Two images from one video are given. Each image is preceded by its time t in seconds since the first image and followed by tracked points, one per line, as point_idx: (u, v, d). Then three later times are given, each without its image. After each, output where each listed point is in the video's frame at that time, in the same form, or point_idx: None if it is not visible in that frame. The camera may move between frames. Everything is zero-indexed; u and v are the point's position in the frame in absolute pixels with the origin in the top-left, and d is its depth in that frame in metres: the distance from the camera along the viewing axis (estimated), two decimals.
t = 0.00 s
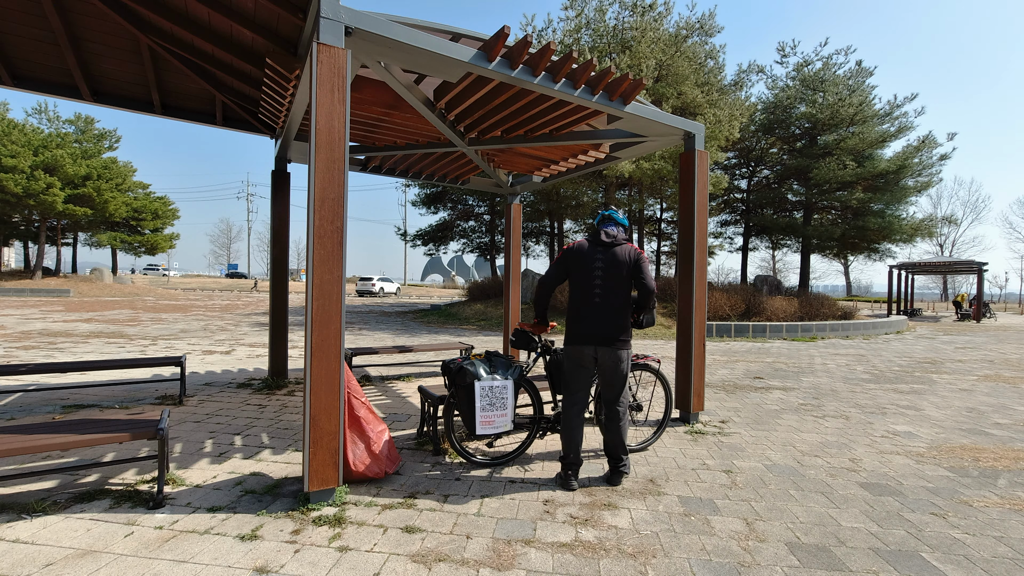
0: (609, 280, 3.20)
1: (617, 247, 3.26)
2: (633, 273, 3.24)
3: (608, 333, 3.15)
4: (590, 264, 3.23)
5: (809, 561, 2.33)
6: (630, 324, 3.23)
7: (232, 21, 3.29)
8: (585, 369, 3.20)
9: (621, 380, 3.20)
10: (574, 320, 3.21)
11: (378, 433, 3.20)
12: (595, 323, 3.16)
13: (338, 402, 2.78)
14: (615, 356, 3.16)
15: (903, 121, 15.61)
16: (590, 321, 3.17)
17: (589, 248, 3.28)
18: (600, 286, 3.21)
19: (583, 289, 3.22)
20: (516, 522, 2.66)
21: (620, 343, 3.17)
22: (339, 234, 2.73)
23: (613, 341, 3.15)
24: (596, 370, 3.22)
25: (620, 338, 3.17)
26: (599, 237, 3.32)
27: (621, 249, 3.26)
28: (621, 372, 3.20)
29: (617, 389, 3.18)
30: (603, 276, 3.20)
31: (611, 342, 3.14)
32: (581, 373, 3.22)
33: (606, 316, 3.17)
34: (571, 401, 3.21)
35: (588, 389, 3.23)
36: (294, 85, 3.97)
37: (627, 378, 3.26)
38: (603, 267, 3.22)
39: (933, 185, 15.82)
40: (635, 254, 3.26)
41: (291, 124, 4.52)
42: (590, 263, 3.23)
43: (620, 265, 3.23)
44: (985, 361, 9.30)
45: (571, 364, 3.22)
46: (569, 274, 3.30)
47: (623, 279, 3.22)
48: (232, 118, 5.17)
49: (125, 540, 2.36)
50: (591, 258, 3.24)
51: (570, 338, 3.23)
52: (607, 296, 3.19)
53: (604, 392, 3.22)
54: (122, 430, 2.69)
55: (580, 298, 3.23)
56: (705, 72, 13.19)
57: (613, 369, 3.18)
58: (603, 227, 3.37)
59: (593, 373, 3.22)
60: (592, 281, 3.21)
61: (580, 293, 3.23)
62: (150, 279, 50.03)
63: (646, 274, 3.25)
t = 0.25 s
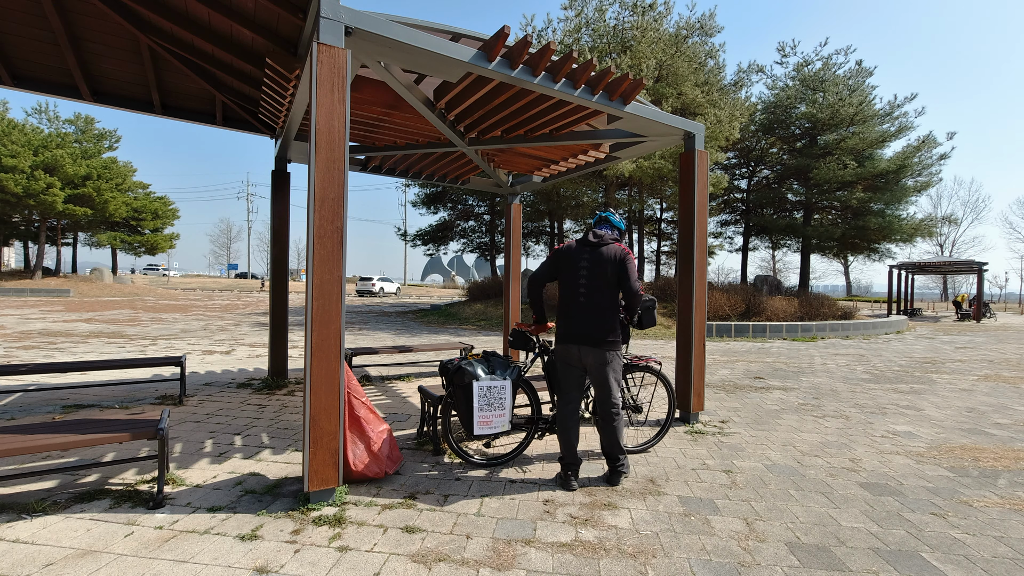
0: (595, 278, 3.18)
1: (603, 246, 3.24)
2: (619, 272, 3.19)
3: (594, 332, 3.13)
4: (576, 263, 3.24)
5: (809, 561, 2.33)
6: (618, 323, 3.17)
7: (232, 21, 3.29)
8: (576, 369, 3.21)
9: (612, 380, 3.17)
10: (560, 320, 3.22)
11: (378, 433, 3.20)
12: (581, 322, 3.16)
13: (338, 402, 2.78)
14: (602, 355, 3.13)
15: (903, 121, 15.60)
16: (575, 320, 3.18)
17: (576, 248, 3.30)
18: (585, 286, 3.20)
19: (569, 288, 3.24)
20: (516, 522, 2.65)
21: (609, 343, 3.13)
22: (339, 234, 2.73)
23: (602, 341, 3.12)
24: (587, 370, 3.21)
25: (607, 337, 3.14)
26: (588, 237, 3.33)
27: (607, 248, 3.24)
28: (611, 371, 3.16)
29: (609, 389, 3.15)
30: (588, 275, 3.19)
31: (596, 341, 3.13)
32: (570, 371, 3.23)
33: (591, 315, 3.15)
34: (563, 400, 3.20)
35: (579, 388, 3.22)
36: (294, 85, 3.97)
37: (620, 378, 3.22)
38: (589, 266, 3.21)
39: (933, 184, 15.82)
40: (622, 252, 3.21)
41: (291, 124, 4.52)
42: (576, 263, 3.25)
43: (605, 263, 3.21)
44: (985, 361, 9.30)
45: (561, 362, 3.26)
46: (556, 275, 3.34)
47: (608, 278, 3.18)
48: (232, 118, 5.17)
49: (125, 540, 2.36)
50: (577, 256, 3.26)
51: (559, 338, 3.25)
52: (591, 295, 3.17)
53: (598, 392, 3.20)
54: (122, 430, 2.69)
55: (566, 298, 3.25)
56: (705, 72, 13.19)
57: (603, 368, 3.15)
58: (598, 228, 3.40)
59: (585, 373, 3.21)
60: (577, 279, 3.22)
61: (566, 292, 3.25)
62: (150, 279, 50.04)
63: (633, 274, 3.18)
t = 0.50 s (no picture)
0: (587, 277, 3.19)
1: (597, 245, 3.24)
2: (612, 269, 3.16)
3: (588, 331, 3.12)
4: (571, 264, 3.29)
5: (809, 561, 2.33)
6: (612, 320, 3.13)
7: (232, 21, 3.28)
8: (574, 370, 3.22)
9: (610, 378, 3.12)
10: (556, 320, 3.27)
11: (377, 433, 3.20)
12: (574, 321, 3.18)
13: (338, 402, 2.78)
14: (598, 353, 3.11)
15: (903, 121, 15.61)
16: (569, 320, 3.21)
17: (573, 249, 3.34)
18: (578, 286, 3.23)
19: (564, 289, 3.29)
20: (516, 522, 2.65)
21: (603, 341, 3.10)
22: (339, 234, 2.73)
23: (595, 339, 3.10)
24: (585, 369, 3.19)
25: (600, 334, 3.11)
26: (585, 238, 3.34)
27: (601, 246, 3.23)
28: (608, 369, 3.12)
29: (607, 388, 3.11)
30: (581, 275, 3.22)
31: (590, 340, 3.11)
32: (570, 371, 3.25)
33: (584, 313, 3.16)
34: (562, 400, 3.21)
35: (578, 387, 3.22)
36: (294, 85, 3.97)
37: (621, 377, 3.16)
38: (582, 266, 3.24)
39: (932, 184, 15.82)
40: (615, 250, 3.19)
41: (291, 124, 4.52)
42: (571, 264, 3.29)
43: (598, 262, 3.21)
44: (985, 361, 9.30)
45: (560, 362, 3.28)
46: (555, 278, 3.41)
47: (601, 276, 3.17)
48: (231, 118, 5.17)
49: (125, 540, 2.36)
50: (572, 257, 3.30)
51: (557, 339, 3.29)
52: (583, 294, 3.18)
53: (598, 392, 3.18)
54: (122, 430, 2.69)
55: (561, 298, 3.30)
56: (705, 72, 13.19)
57: (599, 366, 3.12)
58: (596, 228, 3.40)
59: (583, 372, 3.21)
60: (570, 280, 3.27)
61: (562, 293, 3.31)
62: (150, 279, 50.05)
63: (626, 271, 3.13)
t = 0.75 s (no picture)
0: (590, 278, 3.18)
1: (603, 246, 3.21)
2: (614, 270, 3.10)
3: (588, 330, 3.10)
4: (578, 266, 3.30)
5: (809, 561, 2.33)
6: (613, 320, 3.06)
7: (232, 21, 3.29)
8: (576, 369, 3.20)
9: (611, 379, 3.05)
10: (563, 320, 3.30)
11: (377, 433, 3.19)
12: (577, 321, 3.18)
13: (338, 402, 2.78)
14: (597, 352, 3.07)
15: (903, 121, 15.61)
16: (573, 320, 3.21)
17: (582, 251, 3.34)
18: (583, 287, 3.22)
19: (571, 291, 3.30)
20: (516, 522, 2.65)
21: (602, 341, 3.05)
22: (338, 234, 2.73)
23: (595, 339, 3.06)
24: (588, 369, 3.16)
25: (599, 333, 3.06)
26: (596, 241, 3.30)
27: (606, 247, 3.19)
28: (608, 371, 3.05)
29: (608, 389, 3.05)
30: (585, 276, 3.21)
31: (590, 340, 3.08)
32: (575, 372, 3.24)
33: (585, 313, 3.14)
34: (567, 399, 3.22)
35: (582, 387, 3.20)
36: (294, 85, 3.97)
37: (626, 379, 3.07)
38: (586, 267, 3.23)
39: (932, 184, 15.83)
40: (618, 250, 3.12)
41: (291, 124, 4.52)
42: (578, 266, 3.30)
43: (603, 262, 3.18)
44: (985, 361, 9.30)
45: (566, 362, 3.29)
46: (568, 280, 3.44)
47: (603, 276, 3.13)
48: (232, 118, 5.17)
49: (125, 540, 2.36)
50: (581, 259, 3.31)
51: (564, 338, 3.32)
52: (585, 294, 3.17)
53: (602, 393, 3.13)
54: (122, 430, 2.69)
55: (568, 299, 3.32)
56: (705, 72, 13.19)
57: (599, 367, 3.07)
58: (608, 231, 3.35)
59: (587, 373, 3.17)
60: (576, 281, 3.28)
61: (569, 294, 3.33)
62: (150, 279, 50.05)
63: (627, 273, 3.04)
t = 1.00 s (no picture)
0: (615, 281, 3.14)
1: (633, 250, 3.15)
2: (641, 275, 3.04)
3: (607, 330, 3.06)
4: (605, 266, 3.26)
5: (809, 561, 2.33)
6: (633, 324, 3.02)
7: (232, 21, 3.29)
8: (591, 370, 3.18)
9: (623, 382, 3.03)
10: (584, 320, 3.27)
11: (377, 433, 3.19)
12: (597, 320, 3.14)
13: (338, 402, 2.78)
14: (613, 354, 3.04)
15: (903, 120, 15.60)
16: (593, 319, 3.17)
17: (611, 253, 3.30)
18: (608, 288, 3.17)
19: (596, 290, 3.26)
20: (516, 522, 2.65)
21: (620, 345, 3.02)
22: (338, 234, 2.73)
23: (613, 342, 3.03)
24: (603, 370, 3.13)
25: (617, 335, 3.02)
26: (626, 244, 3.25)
27: (635, 251, 3.14)
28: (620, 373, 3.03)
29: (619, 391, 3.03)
30: (611, 277, 3.16)
31: (607, 340, 3.06)
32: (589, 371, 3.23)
33: (605, 315, 3.10)
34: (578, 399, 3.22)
35: (594, 388, 3.20)
36: (294, 85, 3.97)
37: (637, 384, 3.04)
38: (613, 269, 3.18)
39: (933, 184, 15.82)
40: (648, 255, 3.06)
41: (291, 124, 4.52)
42: (605, 267, 3.26)
43: (630, 265, 3.12)
44: (985, 361, 9.29)
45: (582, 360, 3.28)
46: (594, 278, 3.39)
47: (630, 279, 3.08)
48: (232, 118, 5.17)
49: (125, 540, 2.36)
50: (608, 260, 3.26)
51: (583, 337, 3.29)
52: (609, 295, 3.13)
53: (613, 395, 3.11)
54: (122, 430, 2.69)
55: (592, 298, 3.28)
56: (705, 72, 13.18)
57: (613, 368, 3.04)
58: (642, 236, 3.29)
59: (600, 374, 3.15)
60: (601, 280, 3.23)
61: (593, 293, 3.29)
62: (150, 279, 50.05)
63: (653, 280, 2.97)
